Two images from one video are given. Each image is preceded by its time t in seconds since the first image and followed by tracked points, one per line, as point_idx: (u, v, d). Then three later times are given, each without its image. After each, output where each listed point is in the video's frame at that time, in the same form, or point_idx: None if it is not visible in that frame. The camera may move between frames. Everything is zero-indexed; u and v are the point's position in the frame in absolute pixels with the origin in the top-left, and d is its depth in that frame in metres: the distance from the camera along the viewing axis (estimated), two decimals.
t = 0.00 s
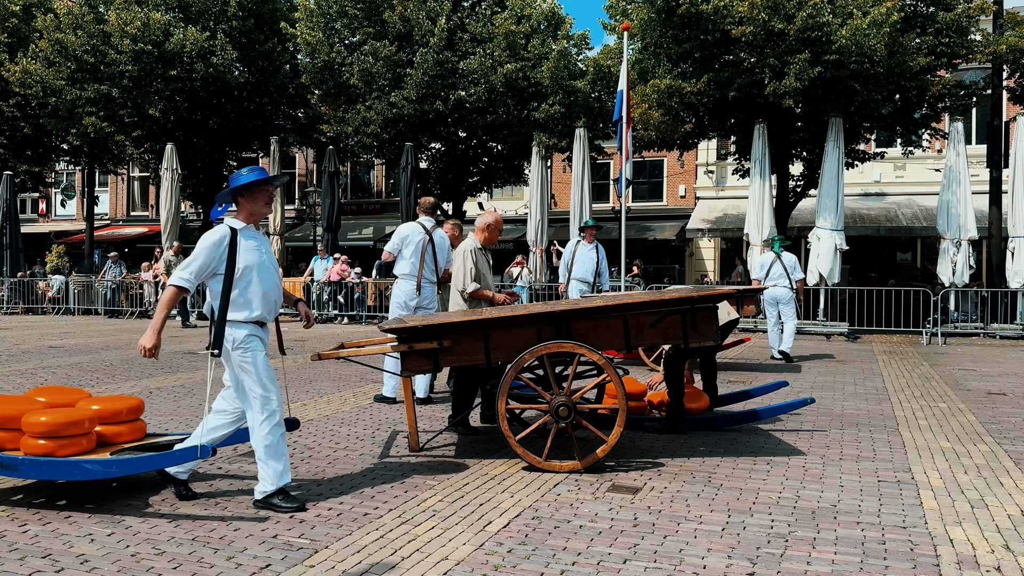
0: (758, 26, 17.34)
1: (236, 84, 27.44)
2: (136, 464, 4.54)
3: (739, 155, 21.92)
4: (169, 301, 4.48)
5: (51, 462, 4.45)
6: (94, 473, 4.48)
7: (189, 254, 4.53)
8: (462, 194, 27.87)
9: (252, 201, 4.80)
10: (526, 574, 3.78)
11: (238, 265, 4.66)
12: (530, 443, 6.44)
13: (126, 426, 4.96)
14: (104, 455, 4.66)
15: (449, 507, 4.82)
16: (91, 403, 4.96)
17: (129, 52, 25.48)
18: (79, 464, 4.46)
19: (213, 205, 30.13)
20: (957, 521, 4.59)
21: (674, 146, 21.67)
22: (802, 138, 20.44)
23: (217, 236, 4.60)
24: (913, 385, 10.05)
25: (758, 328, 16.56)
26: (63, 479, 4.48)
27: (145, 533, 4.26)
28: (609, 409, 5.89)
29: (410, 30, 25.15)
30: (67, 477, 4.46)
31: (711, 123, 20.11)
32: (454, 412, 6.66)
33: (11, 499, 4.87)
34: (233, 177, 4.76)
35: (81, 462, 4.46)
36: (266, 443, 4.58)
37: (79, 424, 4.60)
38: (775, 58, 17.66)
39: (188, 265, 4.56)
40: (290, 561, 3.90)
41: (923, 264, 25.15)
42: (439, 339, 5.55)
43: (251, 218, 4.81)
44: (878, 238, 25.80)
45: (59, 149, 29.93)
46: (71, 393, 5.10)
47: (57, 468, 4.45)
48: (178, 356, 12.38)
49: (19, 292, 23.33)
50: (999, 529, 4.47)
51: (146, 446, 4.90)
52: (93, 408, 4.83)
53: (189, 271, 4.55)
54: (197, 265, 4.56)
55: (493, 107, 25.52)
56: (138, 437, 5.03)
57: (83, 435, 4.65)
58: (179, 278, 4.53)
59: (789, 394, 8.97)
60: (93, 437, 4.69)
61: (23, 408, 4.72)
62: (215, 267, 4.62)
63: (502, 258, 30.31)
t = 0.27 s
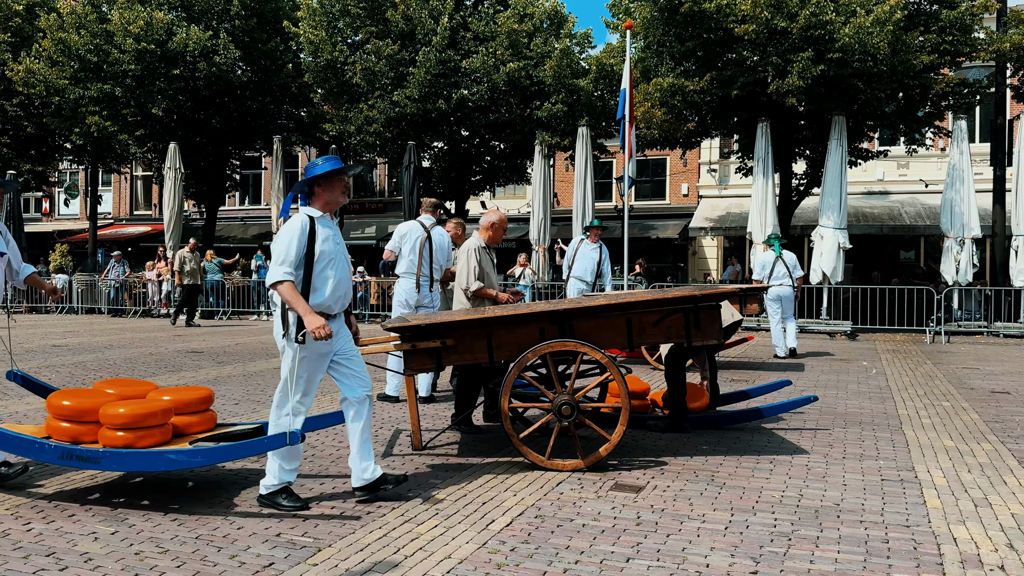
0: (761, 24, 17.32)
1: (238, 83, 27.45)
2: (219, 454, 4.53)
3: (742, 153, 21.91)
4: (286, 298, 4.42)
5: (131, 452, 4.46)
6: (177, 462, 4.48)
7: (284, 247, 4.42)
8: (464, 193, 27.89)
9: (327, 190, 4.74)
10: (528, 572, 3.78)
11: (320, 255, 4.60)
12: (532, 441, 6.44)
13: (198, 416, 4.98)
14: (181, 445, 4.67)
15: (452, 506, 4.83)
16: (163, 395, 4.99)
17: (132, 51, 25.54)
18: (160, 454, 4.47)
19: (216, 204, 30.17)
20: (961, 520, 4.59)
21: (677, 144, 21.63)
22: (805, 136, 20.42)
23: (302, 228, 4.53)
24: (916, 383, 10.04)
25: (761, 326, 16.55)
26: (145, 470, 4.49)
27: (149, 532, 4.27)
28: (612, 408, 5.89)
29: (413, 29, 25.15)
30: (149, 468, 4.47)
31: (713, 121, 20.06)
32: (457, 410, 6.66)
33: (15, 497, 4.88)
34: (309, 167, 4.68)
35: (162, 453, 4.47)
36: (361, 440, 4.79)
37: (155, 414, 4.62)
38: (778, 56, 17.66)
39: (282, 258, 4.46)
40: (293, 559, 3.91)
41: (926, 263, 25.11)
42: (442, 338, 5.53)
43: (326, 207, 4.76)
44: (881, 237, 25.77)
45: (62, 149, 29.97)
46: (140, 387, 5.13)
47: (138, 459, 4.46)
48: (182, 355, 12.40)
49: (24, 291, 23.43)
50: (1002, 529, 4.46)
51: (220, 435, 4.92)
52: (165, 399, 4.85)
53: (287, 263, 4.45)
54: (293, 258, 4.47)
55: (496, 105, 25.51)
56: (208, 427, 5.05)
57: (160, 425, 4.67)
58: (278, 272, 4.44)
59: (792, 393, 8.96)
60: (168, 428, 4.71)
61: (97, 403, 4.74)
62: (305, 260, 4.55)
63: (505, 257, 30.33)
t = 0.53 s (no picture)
0: (763, 23, 17.30)
1: (240, 82, 27.44)
2: (303, 466, 4.49)
3: (744, 152, 21.89)
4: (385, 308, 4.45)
5: (213, 464, 4.46)
6: (260, 473, 4.49)
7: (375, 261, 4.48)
8: (466, 193, 27.89)
9: (410, 202, 4.75)
10: (530, 571, 3.79)
11: (406, 267, 4.68)
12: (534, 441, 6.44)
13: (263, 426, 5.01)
14: (256, 456, 4.70)
15: (453, 505, 4.83)
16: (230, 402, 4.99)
17: (135, 51, 25.58)
18: (243, 464, 4.48)
19: (219, 203, 30.17)
20: (963, 519, 4.59)
21: (679, 143, 21.59)
22: (808, 135, 20.38)
23: (390, 242, 4.58)
24: (919, 382, 10.03)
25: (763, 325, 16.53)
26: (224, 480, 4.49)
27: (151, 531, 4.28)
28: (614, 407, 5.89)
29: (415, 28, 25.14)
30: (229, 479, 4.48)
31: (716, 120, 20.03)
32: (459, 409, 6.66)
33: (18, 496, 4.89)
34: (388, 180, 4.66)
35: (245, 463, 4.48)
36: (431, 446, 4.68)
37: (233, 425, 4.64)
38: (780, 55, 17.66)
39: (373, 272, 4.52)
40: (296, 558, 3.91)
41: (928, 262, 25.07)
42: (444, 337, 5.52)
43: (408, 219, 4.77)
44: (884, 236, 25.73)
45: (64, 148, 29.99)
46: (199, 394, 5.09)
47: (219, 470, 4.46)
48: (184, 354, 12.42)
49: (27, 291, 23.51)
50: (1004, 527, 4.46)
51: (287, 444, 4.94)
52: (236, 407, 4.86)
53: (378, 278, 4.52)
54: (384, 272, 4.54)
55: (498, 104, 25.49)
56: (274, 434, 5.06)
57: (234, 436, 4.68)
58: (370, 286, 4.49)
59: (794, 392, 8.96)
60: (241, 438, 4.72)
61: (168, 411, 4.71)
62: (395, 274, 4.60)
63: (508, 256, 30.33)
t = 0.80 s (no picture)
0: (764, 22, 17.29)
1: (242, 82, 27.43)
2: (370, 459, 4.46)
3: (746, 151, 21.87)
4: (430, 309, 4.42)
5: (279, 458, 4.44)
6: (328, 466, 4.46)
7: (429, 258, 4.42)
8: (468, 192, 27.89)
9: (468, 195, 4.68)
10: (531, 571, 3.79)
11: (464, 260, 4.59)
12: (535, 441, 6.44)
13: (323, 423, 5.00)
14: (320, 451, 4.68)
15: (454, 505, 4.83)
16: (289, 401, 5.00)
17: (136, 51, 25.57)
18: (309, 459, 4.44)
19: (220, 202, 30.20)
20: (964, 518, 4.58)
21: (680, 142, 21.53)
22: (809, 135, 20.38)
23: (446, 235, 4.51)
24: (920, 381, 10.02)
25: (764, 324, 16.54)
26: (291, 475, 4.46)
27: (153, 530, 4.29)
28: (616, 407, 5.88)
29: (416, 27, 25.13)
30: (296, 473, 4.45)
31: (717, 119, 20.01)
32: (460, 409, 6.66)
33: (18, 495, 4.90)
34: (447, 174, 4.63)
35: (312, 457, 4.45)
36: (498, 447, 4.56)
37: (296, 420, 4.63)
38: (782, 54, 17.65)
39: (429, 266, 4.45)
40: (297, 557, 3.92)
41: (930, 261, 25.05)
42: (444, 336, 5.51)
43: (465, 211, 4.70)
44: (885, 235, 25.71)
45: (67, 148, 30.04)
46: (258, 393, 5.10)
47: (287, 464, 4.44)
48: (186, 353, 12.45)
49: (29, 290, 23.57)
50: (1005, 527, 4.45)
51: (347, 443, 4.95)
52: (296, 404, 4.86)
53: (434, 271, 4.44)
54: (439, 265, 4.46)
55: (499, 104, 25.47)
56: (330, 434, 5.07)
57: (297, 431, 4.68)
58: (425, 280, 4.42)
59: (795, 391, 8.96)
60: (304, 434, 4.73)
61: (230, 409, 4.71)
62: (452, 267, 4.53)
63: (509, 255, 30.34)
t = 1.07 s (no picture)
0: (765, 21, 17.30)
1: (243, 82, 27.43)
2: (439, 459, 4.43)
3: (747, 150, 21.86)
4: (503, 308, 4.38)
5: (346, 458, 4.46)
6: (395, 466, 4.44)
7: (502, 257, 4.38)
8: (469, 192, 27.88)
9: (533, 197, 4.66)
10: (532, 570, 3.79)
11: (531, 262, 4.56)
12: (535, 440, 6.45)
13: (383, 423, 5.03)
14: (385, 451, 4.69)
15: (456, 504, 4.83)
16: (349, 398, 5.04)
17: (137, 51, 25.55)
18: (378, 459, 4.44)
19: (221, 203, 30.21)
20: (965, 517, 4.58)
21: (681, 142, 21.46)
22: (810, 134, 20.38)
23: (516, 235, 4.46)
24: (921, 381, 10.02)
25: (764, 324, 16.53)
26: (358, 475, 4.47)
27: (154, 530, 4.29)
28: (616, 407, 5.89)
29: (417, 27, 25.13)
30: (364, 472, 4.45)
31: (718, 118, 20.00)
32: (461, 409, 6.67)
33: (19, 495, 4.91)
34: (511, 174, 4.57)
35: (380, 457, 4.45)
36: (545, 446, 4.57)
37: (361, 419, 4.66)
38: (783, 53, 17.65)
39: (500, 266, 4.42)
40: (298, 557, 3.92)
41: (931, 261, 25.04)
42: (445, 336, 5.52)
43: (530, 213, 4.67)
44: (886, 235, 25.69)
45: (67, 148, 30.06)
46: (316, 393, 5.13)
47: (354, 464, 4.45)
48: (187, 353, 12.46)
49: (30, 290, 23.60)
50: (1007, 526, 4.44)
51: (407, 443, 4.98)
52: (357, 403, 4.88)
53: (506, 272, 4.41)
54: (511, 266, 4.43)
55: (500, 103, 25.45)
56: (389, 434, 5.10)
57: (361, 431, 4.70)
58: (498, 281, 4.39)
59: (797, 391, 8.96)
60: (367, 433, 4.77)
61: (294, 407, 4.75)
62: (522, 267, 4.49)
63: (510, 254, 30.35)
